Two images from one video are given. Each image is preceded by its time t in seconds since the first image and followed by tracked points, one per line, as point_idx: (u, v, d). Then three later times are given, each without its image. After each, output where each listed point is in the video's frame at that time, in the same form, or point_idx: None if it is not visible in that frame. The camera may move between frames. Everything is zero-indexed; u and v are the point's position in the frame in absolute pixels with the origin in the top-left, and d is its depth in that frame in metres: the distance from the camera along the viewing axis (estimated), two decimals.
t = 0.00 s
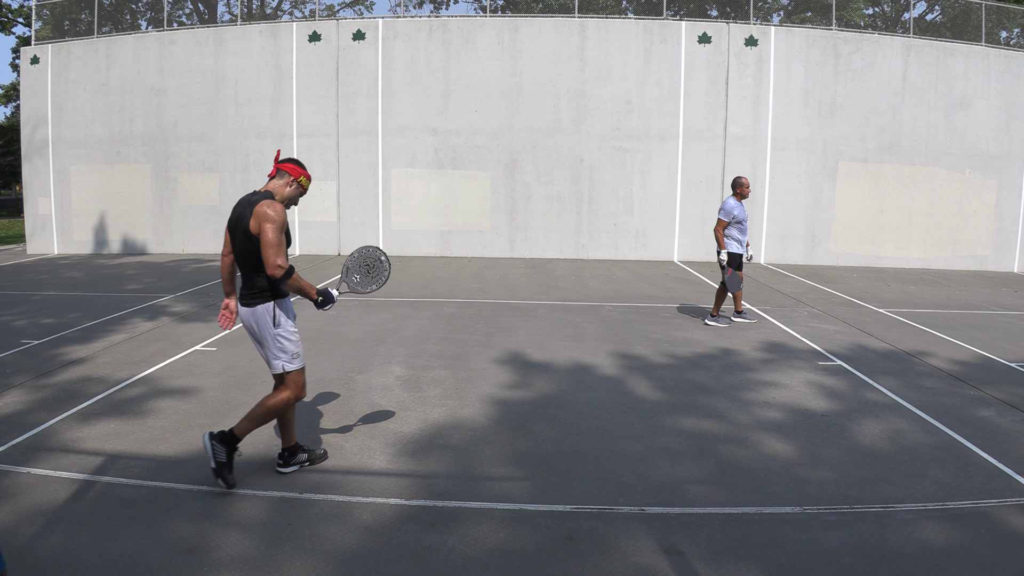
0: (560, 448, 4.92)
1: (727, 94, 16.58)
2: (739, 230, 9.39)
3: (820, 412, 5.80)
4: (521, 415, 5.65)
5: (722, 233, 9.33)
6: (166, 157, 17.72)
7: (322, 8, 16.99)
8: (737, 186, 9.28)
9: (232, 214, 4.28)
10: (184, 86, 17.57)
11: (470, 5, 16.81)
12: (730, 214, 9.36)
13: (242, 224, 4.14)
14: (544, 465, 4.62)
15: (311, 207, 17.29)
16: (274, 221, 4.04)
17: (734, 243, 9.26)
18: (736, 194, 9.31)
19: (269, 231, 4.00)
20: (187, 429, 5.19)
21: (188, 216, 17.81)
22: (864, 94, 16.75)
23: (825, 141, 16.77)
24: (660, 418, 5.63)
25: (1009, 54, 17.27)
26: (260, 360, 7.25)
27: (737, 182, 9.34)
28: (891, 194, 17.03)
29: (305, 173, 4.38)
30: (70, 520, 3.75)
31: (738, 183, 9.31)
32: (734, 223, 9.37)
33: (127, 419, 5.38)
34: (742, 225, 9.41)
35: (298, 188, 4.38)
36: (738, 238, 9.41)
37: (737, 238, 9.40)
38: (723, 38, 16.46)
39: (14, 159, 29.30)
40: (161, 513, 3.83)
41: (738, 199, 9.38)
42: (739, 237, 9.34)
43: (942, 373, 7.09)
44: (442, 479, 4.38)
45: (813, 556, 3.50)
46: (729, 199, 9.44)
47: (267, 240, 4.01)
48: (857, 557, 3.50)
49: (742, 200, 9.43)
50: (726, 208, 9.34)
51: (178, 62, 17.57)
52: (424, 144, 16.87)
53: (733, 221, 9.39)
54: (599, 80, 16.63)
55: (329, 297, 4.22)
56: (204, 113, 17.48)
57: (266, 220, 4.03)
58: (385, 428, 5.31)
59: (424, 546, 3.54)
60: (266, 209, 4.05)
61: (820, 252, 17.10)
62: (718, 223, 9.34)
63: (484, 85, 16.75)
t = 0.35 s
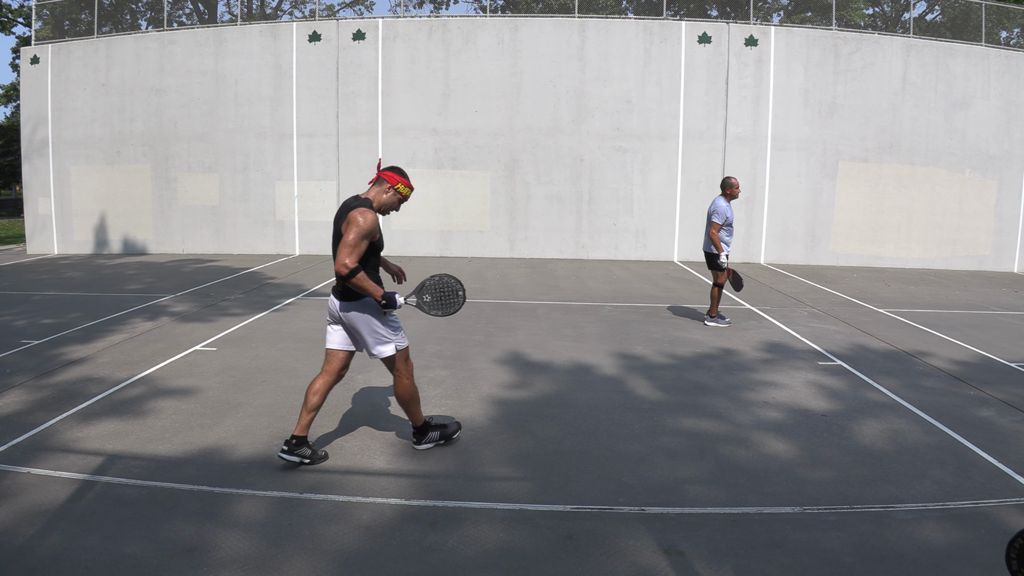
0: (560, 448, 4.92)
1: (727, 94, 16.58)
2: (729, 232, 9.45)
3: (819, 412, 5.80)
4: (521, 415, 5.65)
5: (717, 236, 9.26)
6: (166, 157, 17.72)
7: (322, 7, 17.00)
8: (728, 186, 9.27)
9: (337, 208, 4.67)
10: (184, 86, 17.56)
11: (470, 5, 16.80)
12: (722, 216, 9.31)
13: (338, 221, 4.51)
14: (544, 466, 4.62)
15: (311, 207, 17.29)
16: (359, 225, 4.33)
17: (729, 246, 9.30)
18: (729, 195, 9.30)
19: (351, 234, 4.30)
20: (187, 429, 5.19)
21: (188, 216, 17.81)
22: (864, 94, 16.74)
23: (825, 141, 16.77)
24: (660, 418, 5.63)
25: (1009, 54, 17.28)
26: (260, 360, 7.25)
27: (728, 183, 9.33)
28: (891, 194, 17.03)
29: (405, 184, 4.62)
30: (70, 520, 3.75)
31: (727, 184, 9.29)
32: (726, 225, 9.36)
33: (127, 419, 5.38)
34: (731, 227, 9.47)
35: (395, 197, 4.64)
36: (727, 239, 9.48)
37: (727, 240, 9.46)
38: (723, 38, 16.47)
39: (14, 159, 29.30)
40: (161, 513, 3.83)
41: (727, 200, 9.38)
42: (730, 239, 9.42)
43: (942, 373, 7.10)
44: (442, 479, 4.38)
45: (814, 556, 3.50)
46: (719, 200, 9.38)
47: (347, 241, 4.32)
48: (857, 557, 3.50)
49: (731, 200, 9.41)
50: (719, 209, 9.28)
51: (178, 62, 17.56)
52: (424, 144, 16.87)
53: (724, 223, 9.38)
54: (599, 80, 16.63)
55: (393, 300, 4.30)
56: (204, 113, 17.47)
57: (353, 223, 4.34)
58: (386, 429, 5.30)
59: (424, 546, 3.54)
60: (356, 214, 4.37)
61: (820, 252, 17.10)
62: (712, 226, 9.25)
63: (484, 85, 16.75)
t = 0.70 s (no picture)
0: (560, 449, 4.92)
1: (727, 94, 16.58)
2: (708, 232, 9.35)
3: (820, 412, 5.80)
4: (521, 415, 5.65)
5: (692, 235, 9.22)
6: (166, 157, 17.73)
7: (322, 7, 17.00)
8: (703, 185, 9.27)
9: (425, 202, 4.93)
10: (184, 86, 17.56)
11: (470, 6, 16.80)
12: (699, 216, 9.29)
13: (436, 212, 4.79)
14: (544, 465, 4.62)
15: (311, 207, 17.29)
16: (468, 212, 4.67)
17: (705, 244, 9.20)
18: (705, 194, 9.28)
19: (462, 219, 4.63)
20: (187, 429, 5.19)
21: (188, 216, 17.81)
22: (864, 94, 16.74)
23: (825, 141, 16.77)
24: (660, 418, 5.63)
25: (1009, 54, 17.26)
26: (260, 359, 7.25)
27: (704, 182, 9.33)
28: (891, 194, 17.03)
29: (489, 173, 5.01)
30: (70, 519, 3.75)
31: (704, 184, 9.29)
32: (704, 224, 9.30)
33: (127, 419, 5.38)
34: (711, 227, 9.37)
35: (481, 185, 5.02)
36: (707, 239, 9.37)
37: (706, 240, 9.34)
38: (723, 38, 16.46)
39: (14, 159, 29.35)
40: (161, 513, 3.83)
41: (705, 199, 9.34)
42: (709, 238, 9.30)
43: (942, 373, 7.10)
44: (442, 479, 4.38)
45: (814, 556, 3.50)
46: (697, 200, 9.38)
47: (458, 227, 4.63)
48: (857, 557, 3.50)
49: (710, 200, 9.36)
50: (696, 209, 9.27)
51: (178, 62, 17.57)
52: (424, 144, 16.87)
53: (703, 222, 9.32)
54: (599, 80, 16.63)
55: (513, 269, 4.86)
56: (204, 113, 17.47)
57: (459, 210, 4.67)
58: (385, 429, 5.30)
59: (424, 546, 3.54)
60: (459, 202, 4.69)
61: (820, 252, 17.09)
62: (689, 223, 9.21)
63: (484, 85, 16.75)
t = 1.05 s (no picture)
0: (560, 449, 4.92)
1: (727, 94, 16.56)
2: (684, 228, 9.27)
3: (820, 412, 5.80)
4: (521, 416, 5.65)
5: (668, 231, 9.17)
6: (166, 157, 17.73)
7: (322, 7, 17.02)
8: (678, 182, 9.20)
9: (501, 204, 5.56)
10: (184, 86, 17.56)
11: (470, 6, 16.80)
12: (676, 212, 9.20)
13: (513, 212, 5.40)
14: (544, 465, 4.62)
15: (311, 207, 17.29)
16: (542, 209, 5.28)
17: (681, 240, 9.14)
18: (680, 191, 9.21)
19: (538, 216, 5.23)
20: (187, 429, 5.19)
21: (188, 216, 17.81)
22: (864, 94, 16.75)
23: (825, 141, 16.77)
24: (660, 418, 5.63)
25: (1009, 54, 17.26)
26: (260, 359, 7.25)
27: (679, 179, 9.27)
28: (891, 194, 17.03)
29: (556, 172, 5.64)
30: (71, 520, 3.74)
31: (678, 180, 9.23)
32: (680, 220, 9.24)
33: (128, 419, 5.38)
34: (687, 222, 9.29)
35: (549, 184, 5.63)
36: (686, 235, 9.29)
37: (683, 236, 9.27)
38: (723, 38, 16.45)
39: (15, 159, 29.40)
40: (162, 513, 3.83)
41: (681, 195, 9.28)
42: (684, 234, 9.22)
43: (942, 373, 7.10)
44: (442, 479, 4.38)
45: (814, 556, 3.50)
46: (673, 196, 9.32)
47: (536, 223, 5.23)
48: (857, 557, 3.50)
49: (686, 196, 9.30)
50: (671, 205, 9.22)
51: (178, 62, 17.57)
52: (424, 144, 16.88)
53: (680, 218, 9.23)
54: (599, 80, 16.63)
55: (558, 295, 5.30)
56: (204, 113, 17.47)
57: (536, 207, 5.28)
58: (385, 428, 5.30)
59: (424, 546, 3.54)
60: (536, 201, 5.31)
61: (820, 252, 17.09)
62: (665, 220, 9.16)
63: (484, 85, 16.75)
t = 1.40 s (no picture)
0: (560, 449, 4.92)
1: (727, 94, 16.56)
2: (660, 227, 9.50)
3: (820, 412, 5.80)
4: (521, 415, 5.66)
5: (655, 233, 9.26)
6: (166, 157, 17.74)
7: (322, 8, 17.03)
8: (654, 184, 9.19)
9: (569, 208, 5.99)
10: (184, 86, 17.56)
11: (470, 5, 16.80)
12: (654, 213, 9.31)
13: (580, 216, 5.82)
14: (544, 465, 4.62)
15: (311, 207, 17.29)
16: (604, 214, 5.63)
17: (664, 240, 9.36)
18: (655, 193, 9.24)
19: (600, 223, 5.60)
20: (187, 430, 5.19)
21: (188, 216, 17.81)
22: (864, 94, 16.76)
23: (825, 141, 16.77)
24: (660, 418, 5.63)
25: (1009, 54, 17.26)
26: (260, 359, 7.25)
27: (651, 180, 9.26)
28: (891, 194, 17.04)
29: (622, 178, 6.01)
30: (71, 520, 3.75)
31: (652, 181, 9.23)
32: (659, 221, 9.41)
33: (127, 420, 5.38)
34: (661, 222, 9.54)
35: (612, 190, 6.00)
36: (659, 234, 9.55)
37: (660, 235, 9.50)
38: (723, 38, 16.45)
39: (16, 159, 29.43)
40: (161, 513, 3.83)
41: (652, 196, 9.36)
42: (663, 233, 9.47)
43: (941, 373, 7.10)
44: (442, 479, 4.38)
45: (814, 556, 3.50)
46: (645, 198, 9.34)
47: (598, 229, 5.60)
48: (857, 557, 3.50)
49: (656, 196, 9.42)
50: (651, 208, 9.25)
51: (178, 62, 17.57)
52: (424, 144, 16.88)
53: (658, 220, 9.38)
54: (599, 80, 16.62)
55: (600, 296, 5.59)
56: (204, 113, 17.47)
57: (599, 215, 5.64)
58: (385, 428, 5.30)
59: (425, 546, 3.54)
60: (601, 209, 5.68)
61: (820, 252, 17.09)
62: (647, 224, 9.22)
63: (484, 85, 16.76)
